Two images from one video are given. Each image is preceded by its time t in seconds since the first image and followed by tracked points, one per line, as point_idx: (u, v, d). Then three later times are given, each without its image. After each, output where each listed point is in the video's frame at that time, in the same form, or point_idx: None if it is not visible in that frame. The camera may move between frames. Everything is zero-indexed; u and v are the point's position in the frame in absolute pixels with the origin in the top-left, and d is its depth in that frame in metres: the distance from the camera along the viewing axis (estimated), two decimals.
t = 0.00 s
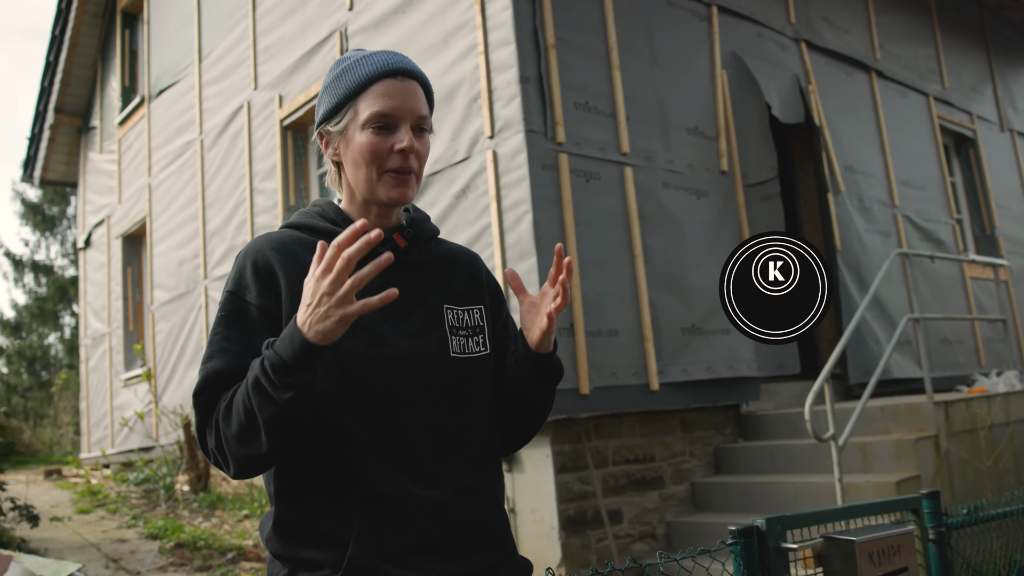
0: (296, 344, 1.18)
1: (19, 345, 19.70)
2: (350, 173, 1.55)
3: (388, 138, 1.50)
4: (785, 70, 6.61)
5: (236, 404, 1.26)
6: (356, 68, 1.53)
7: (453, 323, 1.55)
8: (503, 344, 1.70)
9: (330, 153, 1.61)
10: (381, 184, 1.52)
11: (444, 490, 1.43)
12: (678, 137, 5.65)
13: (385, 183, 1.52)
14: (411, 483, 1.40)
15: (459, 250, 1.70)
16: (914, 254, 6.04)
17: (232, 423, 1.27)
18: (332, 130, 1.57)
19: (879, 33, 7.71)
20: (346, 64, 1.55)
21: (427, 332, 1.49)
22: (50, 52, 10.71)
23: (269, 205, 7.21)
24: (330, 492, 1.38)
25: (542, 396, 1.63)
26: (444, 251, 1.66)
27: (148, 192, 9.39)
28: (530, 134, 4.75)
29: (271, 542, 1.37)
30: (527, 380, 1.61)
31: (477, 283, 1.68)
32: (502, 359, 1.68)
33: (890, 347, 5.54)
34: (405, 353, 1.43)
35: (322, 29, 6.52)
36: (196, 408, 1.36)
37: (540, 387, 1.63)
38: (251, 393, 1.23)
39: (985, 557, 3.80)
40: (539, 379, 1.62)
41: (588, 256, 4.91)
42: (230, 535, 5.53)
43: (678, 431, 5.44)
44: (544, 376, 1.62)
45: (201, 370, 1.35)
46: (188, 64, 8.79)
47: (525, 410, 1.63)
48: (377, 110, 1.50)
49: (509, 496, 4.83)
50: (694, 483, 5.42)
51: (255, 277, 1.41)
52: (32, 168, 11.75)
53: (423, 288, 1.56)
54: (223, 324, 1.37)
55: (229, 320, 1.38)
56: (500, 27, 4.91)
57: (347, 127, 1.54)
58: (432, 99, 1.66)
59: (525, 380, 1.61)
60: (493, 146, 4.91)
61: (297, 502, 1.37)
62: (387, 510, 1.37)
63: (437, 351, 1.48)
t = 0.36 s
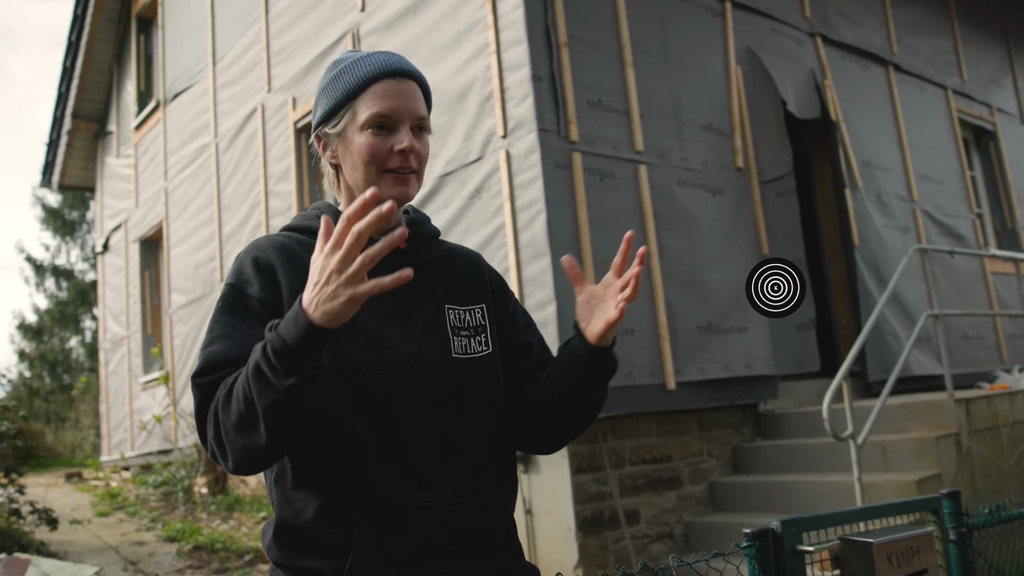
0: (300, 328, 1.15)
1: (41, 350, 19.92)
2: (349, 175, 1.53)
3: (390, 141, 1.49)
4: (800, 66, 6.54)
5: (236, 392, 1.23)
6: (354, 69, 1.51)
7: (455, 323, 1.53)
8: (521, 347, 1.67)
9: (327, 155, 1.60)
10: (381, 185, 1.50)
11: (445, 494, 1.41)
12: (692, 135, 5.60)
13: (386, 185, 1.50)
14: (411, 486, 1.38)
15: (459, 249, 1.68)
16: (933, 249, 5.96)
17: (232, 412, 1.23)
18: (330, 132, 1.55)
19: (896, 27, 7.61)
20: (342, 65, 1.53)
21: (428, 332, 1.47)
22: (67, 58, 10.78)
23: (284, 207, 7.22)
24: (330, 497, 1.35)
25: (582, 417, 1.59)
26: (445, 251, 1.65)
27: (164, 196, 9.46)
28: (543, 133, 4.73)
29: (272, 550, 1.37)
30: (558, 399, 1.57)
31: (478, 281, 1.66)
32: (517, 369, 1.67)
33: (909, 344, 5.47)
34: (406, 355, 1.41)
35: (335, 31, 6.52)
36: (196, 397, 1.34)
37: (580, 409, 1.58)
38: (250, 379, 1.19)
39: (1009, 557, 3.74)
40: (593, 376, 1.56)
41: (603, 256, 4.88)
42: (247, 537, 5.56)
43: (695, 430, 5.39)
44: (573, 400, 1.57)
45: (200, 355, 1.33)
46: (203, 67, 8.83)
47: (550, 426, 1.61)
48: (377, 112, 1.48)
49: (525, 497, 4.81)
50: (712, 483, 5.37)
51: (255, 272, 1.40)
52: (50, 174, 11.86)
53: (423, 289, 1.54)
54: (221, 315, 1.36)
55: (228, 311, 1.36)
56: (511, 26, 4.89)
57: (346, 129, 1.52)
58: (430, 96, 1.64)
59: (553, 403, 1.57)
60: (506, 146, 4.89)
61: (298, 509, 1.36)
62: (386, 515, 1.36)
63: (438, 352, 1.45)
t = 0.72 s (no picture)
0: (333, 267, 1.13)
1: (64, 351, 20.18)
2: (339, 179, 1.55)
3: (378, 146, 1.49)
4: (817, 63, 6.48)
5: (260, 333, 1.19)
6: (341, 76, 1.54)
7: (451, 315, 1.54)
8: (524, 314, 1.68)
9: (321, 165, 1.62)
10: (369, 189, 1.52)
11: (445, 483, 1.40)
12: (708, 133, 5.56)
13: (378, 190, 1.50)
14: (411, 475, 1.37)
15: (451, 249, 1.68)
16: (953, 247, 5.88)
17: (257, 356, 1.18)
18: (319, 140, 1.58)
19: (914, 22, 7.52)
20: (330, 75, 1.56)
21: (425, 324, 1.48)
22: (87, 63, 10.88)
23: (300, 210, 7.25)
24: (329, 488, 1.35)
25: (589, 409, 1.57)
26: (434, 252, 1.63)
27: (182, 199, 9.54)
28: (557, 133, 4.71)
29: (276, 555, 1.36)
30: (567, 389, 1.56)
31: (471, 277, 1.66)
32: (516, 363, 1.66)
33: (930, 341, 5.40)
34: (407, 344, 1.41)
35: (349, 33, 6.54)
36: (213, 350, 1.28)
37: (595, 399, 1.55)
38: (275, 321, 1.16)
39: None
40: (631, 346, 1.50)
41: (618, 256, 4.86)
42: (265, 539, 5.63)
43: (712, 431, 5.35)
44: (583, 390, 1.55)
45: (217, 313, 1.33)
46: (219, 70, 8.90)
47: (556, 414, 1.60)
48: (365, 118, 1.50)
49: (541, 498, 4.81)
50: (729, 484, 5.32)
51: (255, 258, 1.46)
52: (71, 178, 12.00)
53: (419, 282, 1.55)
54: (235, 282, 1.38)
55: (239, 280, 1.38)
56: (525, 26, 4.88)
57: (335, 136, 1.54)
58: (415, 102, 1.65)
59: (554, 395, 1.58)
60: (520, 146, 4.88)
61: (299, 504, 1.34)
62: (388, 507, 1.35)
63: (437, 343, 1.46)
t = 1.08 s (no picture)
0: (291, 324, 1.19)
1: (85, 355, 20.40)
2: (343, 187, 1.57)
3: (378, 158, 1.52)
4: (831, 62, 6.44)
5: (231, 405, 1.24)
6: (353, 81, 1.56)
7: (459, 330, 1.54)
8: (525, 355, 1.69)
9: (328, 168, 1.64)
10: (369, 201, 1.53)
11: (446, 501, 1.41)
12: (720, 134, 5.55)
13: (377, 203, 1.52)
14: (411, 494, 1.39)
15: (461, 260, 1.70)
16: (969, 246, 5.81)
17: (230, 425, 1.24)
18: (327, 144, 1.60)
19: (930, 20, 7.46)
20: (345, 77, 1.58)
21: (430, 339, 1.49)
22: (104, 69, 10.99)
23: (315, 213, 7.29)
24: (327, 506, 1.36)
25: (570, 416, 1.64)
26: (445, 260, 1.66)
27: (198, 203, 9.62)
28: (568, 135, 4.72)
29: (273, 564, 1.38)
30: (553, 396, 1.62)
31: (480, 292, 1.67)
32: (519, 372, 1.67)
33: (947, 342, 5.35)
34: (409, 360, 1.42)
35: (362, 37, 6.57)
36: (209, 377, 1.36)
37: (572, 406, 1.63)
38: (246, 389, 1.21)
39: None
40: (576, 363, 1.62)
41: (630, 257, 4.86)
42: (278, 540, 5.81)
43: (727, 433, 5.32)
44: (566, 395, 1.62)
45: (200, 377, 1.37)
46: (234, 75, 8.97)
47: (548, 422, 1.63)
48: (368, 129, 1.52)
49: (554, 500, 4.81)
50: (744, 486, 5.29)
51: (253, 281, 1.45)
52: (89, 183, 12.14)
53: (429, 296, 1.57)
54: (221, 329, 1.39)
55: (226, 325, 1.40)
56: (536, 29, 4.88)
57: (340, 141, 1.56)
58: (434, 116, 1.68)
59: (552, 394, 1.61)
60: (532, 148, 4.89)
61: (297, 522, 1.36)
62: (394, 529, 1.36)
63: (442, 359, 1.46)
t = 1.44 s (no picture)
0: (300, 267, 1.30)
1: (98, 356, 20.54)
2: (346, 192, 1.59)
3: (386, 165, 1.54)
4: (840, 61, 6.41)
5: (237, 359, 1.29)
6: (354, 89, 1.57)
7: (454, 327, 1.55)
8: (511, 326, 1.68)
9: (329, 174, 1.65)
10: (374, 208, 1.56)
11: (441, 500, 1.42)
12: (729, 134, 5.53)
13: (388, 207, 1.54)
14: (409, 492, 1.40)
15: (456, 258, 1.70)
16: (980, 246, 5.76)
17: (235, 376, 1.28)
18: (327, 150, 1.62)
19: (941, 18, 7.41)
20: (345, 83, 1.59)
21: (426, 337, 1.49)
22: (116, 72, 11.08)
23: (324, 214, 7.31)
24: (321, 505, 1.38)
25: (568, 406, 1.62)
26: (441, 260, 1.67)
27: (209, 205, 9.68)
28: (575, 136, 4.72)
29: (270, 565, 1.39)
30: (543, 391, 1.60)
31: (475, 285, 1.68)
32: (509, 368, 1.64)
33: (955, 342, 5.28)
34: (405, 359, 1.42)
35: (371, 39, 6.59)
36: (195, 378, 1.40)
37: (561, 401, 1.61)
38: (254, 335, 1.27)
39: None
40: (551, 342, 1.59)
41: (638, 258, 4.86)
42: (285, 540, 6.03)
43: (735, 433, 5.31)
44: (557, 390, 1.60)
45: (200, 357, 1.39)
46: (244, 77, 9.02)
47: (539, 417, 1.63)
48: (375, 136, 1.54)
49: (562, 501, 4.82)
50: (753, 487, 5.28)
51: (250, 275, 1.47)
52: (102, 185, 12.24)
53: (424, 294, 1.57)
54: (222, 318, 1.42)
55: (228, 314, 1.43)
56: (543, 30, 4.89)
57: (342, 148, 1.59)
58: (432, 122, 1.69)
59: (542, 388, 1.60)
60: (539, 149, 4.89)
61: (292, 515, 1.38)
62: (388, 531, 1.37)
63: (437, 358, 1.47)
